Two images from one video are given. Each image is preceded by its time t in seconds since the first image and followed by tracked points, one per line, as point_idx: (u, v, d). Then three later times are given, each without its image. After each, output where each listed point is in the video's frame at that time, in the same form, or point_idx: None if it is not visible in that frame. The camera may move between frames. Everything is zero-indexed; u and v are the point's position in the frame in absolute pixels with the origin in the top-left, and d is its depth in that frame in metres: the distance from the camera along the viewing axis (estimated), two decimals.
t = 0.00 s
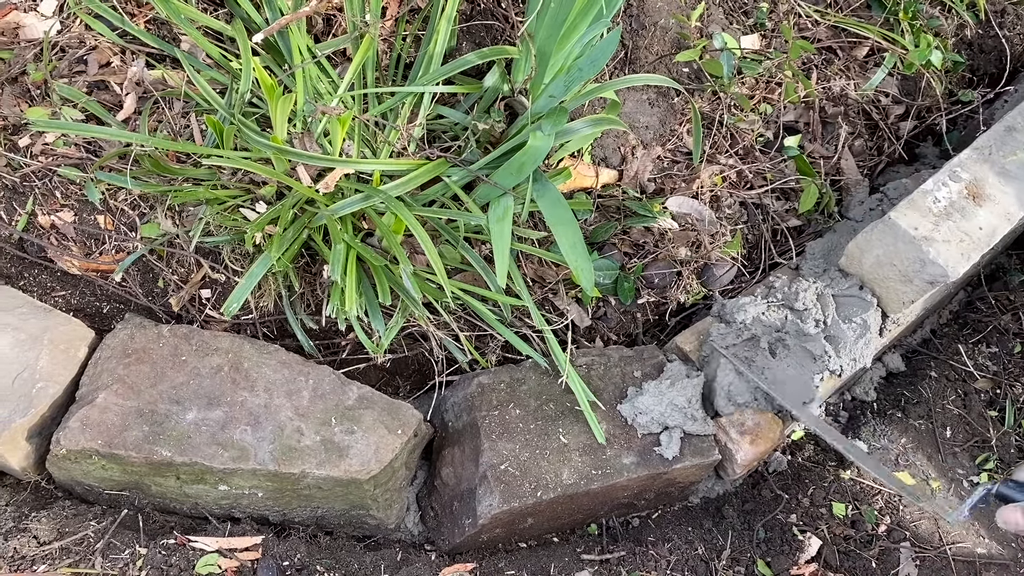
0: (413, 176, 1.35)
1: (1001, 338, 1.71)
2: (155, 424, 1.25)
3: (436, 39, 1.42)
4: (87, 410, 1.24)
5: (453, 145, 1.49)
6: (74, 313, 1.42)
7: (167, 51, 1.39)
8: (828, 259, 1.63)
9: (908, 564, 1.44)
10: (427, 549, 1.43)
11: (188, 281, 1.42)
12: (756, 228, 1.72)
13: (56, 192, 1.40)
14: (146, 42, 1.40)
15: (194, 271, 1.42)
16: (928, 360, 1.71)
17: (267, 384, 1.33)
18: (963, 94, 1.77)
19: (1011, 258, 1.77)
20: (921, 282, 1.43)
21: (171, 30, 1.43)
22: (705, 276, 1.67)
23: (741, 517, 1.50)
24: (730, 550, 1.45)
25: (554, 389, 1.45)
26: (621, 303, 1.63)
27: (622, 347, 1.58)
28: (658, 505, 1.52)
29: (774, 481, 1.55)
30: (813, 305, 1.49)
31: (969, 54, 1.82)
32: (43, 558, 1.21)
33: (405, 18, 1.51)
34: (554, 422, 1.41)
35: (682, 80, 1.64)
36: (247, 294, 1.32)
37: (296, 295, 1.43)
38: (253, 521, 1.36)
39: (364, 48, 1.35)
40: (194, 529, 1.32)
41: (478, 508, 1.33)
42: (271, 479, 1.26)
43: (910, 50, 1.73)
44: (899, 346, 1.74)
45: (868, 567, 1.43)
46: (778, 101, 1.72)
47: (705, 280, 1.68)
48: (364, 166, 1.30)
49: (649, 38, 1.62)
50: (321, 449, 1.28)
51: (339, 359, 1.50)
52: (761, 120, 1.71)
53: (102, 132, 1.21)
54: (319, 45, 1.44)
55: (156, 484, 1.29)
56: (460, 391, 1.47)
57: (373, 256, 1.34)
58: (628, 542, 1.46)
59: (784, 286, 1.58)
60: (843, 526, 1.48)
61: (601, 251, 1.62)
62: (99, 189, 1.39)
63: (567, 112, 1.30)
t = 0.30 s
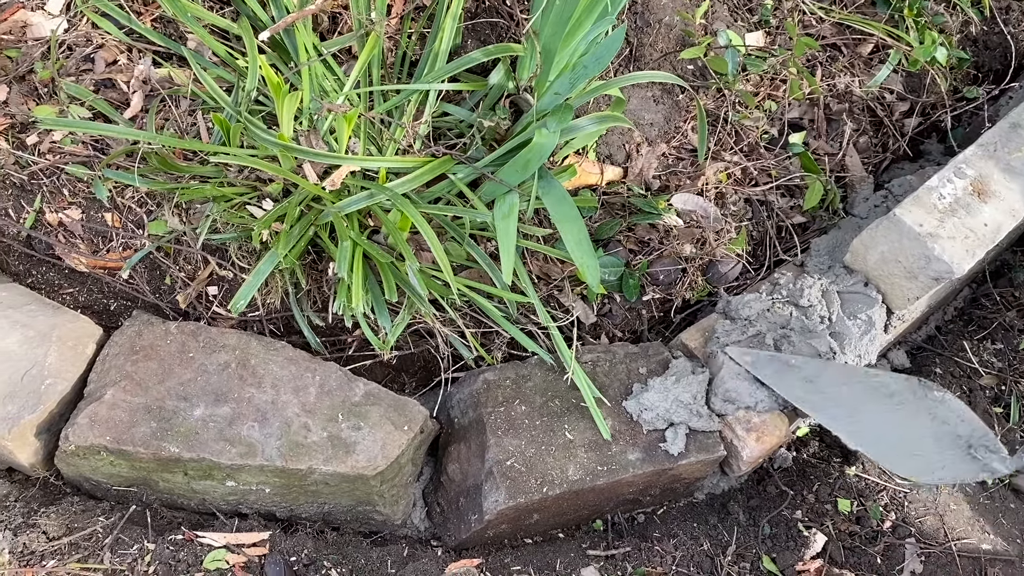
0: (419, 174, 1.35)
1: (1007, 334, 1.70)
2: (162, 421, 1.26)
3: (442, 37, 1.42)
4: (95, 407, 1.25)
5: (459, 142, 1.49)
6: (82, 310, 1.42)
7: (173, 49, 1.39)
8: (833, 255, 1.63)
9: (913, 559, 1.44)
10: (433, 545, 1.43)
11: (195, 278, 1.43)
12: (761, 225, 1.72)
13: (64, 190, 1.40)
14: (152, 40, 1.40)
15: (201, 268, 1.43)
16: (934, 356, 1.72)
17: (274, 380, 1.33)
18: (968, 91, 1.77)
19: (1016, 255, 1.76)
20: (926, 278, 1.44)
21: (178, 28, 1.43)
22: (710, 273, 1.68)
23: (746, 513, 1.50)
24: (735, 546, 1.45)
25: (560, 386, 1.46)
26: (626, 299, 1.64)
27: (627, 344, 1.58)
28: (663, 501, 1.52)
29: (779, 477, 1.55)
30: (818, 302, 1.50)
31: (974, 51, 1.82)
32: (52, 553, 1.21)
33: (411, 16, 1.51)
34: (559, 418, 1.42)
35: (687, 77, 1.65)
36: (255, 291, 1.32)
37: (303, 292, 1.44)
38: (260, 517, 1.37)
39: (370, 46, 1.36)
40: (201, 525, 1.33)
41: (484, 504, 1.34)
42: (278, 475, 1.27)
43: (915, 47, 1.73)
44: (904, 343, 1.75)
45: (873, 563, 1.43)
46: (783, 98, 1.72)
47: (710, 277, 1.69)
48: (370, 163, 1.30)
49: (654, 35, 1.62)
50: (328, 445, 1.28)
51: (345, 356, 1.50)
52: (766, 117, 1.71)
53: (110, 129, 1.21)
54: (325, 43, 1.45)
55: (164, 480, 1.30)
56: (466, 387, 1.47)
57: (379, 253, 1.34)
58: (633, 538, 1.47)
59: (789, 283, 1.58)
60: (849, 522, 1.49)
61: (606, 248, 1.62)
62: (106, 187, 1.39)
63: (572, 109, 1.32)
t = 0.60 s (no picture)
0: (427, 172, 1.37)
1: (1014, 332, 1.70)
2: (172, 418, 1.26)
3: (449, 35, 1.42)
4: (105, 404, 1.25)
5: (466, 141, 1.48)
6: (91, 308, 1.43)
7: (182, 48, 1.40)
8: (840, 253, 1.63)
9: (920, 557, 1.44)
10: (441, 542, 1.44)
11: (204, 276, 1.43)
12: (767, 223, 1.72)
13: (73, 189, 1.41)
14: (160, 39, 1.41)
15: (210, 267, 1.43)
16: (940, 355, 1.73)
17: (283, 378, 1.34)
18: (975, 88, 1.77)
19: None
20: (933, 276, 1.44)
21: (185, 27, 1.44)
22: (717, 271, 1.68)
23: (754, 511, 1.51)
24: (743, 543, 1.45)
25: (567, 383, 1.46)
26: (633, 297, 1.64)
27: (635, 342, 1.59)
28: (670, 498, 1.53)
29: (786, 474, 1.56)
30: (825, 299, 1.51)
31: (980, 47, 1.82)
32: (63, 550, 1.22)
33: (417, 14, 1.52)
34: (567, 416, 1.42)
35: (693, 74, 1.65)
36: (263, 290, 1.32)
37: (311, 290, 1.44)
38: (270, 514, 1.38)
39: (377, 45, 1.36)
40: (211, 522, 1.34)
41: (493, 501, 1.34)
42: (287, 473, 1.28)
43: (921, 44, 1.73)
44: (910, 341, 1.76)
45: (880, 560, 1.43)
46: (790, 95, 1.72)
47: (717, 275, 1.68)
48: (378, 162, 1.31)
49: (660, 33, 1.62)
50: (337, 443, 1.29)
51: (353, 354, 1.51)
52: (772, 115, 1.71)
53: (119, 129, 1.22)
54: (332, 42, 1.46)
55: (174, 477, 1.30)
56: (473, 385, 1.48)
57: (388, 251, 1.35)
58: (641, 535, 1.47)
59: (796, 280, 1.58)
60: (855, 519, 1.49)
61: (614, 246, 1.62)
62: (116, 185, 1.40)
63: (579, 108, 1.33)
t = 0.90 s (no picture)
0: (439, 167, 1.36)
1: None
2: (187, 411, 1.27)
3: (461, 30, 1.43)
4: (121, 398, 1.26)
5: (478, 135, 1.49)
6: (105, 302, 1.44)
7: (194, 43, 1.40)
8: (851, 247, 1.63)
9: (931, 550, 1.44)
10: (454, 535, 1.45)
11: (218, 270, 1.44)
12: (778, 217, 1.72)
13: (87, 183, 1.42)
14: (173, 35, 1.41)
15: (223, 261, 1.44)
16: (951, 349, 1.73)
17: (297, 371, 1.34)
18: (986, 82, 1.76)
19: None
20: (945, 269, 1.44)
21: (198, 23, 1.44)
22: (728, 265, 1.67)
23: (765, 504, 1.51)
24: (754, 537, 1.45)
25: (579, 377, 1.46)
26: (644, 292, 1.64)
27: (646, 336, 1.59)
28: (682, 492, 1.53)
29: (797, 468, 1.56)
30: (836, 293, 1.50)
31: (991, 41, 1.81)
32: (79, 542, 1.23)
33: (429, 9, 1.52)
34: (578, 409, 1.42)
35: (703, 69, 1.65)
36: (278, 284, 1.33)
37: (324, 284, 1.45)
38: (283, 507, 1.38)
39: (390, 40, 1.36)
40: (226, 514, 1.34)
41: (505, 494, 1.35)
42: (301, 466, 1.28)
43: (932, 39, 1.72)
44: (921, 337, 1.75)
45: (892, 554, 1.43)
46: (800, 90, 1.72)
47: (728, 269, 1.68)
48: (391, 156, 1.31)
49: (671, 28, 1.62)
50: (350, 436, 1.29)
51: (366, 347, 1.51)
52: (782, 109, 1.71)
53: (133, 122, 1.23)
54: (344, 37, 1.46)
55: (189, 470, 1.31)
56: (485, 378, 1.48)
57: (401, 246, 1.36)
58: (652, 528, 1.48)
59: (808, 275, 1.58)
60: (867, 513, 1.49)
61: (624, 240, 1.63)
62: (130, 180, 1.41)
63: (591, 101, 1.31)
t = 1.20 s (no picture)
0: (456, 157, 1.36)
1: None
2: (207, 401, 1.27)
3: (478, 20, 1.42)
4: (142, 387, 1.26)
5: (495, 126, 1.48)
6: (123, 293, 1.44)
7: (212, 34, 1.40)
8: (868, 238, 1.62)
9: (950, 543, 1.43)
10: (472, 525, 1.45)
11: (237, 261, 1.44)
12: (795, 208, 1.72)
13: (107, 174, 1.43)
14: (191, 25, 1.41)
15: (242, 251, 1.44)
16: (968, 340, 1.71)
17: (317, 361, 1.35)
18: (1004, 72, 1.75)
19: None
20: (964, 259, 1.43)
21: (215, 13, 1.44)
22: (746, 256, 1.68)
23: (783, 495, 1.51)
24: (773, 528, 1.45)
25: (597, 367, 1.46)
26: (662, 283, 1.64)
27: (664, 327, 1.58)
28: (699, 483, 1.53)
29: (815, 459, 1.57)
30: (854, 284, 1.51)
31: (1007, 32, 1.80)
32: (101, 531, 1.23)
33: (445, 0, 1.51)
34: (597, 400, 1.42)
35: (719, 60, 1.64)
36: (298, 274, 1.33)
37: (344, 273, 1.46)
38: (303, 497, 1.39)
39: (407, 30, 1.34)
40: (245, 504, 1.35)
41: (524, 484, 1.35)
42: (321, 454, 1.28)
43: (949, 29, 1.71)
44: (938, 327, 1.75)
45: (910, 545, 1.42)
46: (817, 80, 1.71)
47: (746, 260, 1.68)
48: (410, 147, 1.31)
49: (686, 18, 1.62)
50: (370, 425, 1.29)
51: (384, 337, 1.52)
52: (799, 100, 1.71)
53: (154, 112, 1.23)
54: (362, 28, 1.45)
55: (209, 459, 1.31)
56: (503, 369, 1.48)
57: (421, 236, 1.37)
58: (670, 519, 1.48)
59: (825, 265, 1.58)
60: (885, 504, 1.48)
61: (642, 231, 1.63)
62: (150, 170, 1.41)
63: (608, 91, 1.30)
